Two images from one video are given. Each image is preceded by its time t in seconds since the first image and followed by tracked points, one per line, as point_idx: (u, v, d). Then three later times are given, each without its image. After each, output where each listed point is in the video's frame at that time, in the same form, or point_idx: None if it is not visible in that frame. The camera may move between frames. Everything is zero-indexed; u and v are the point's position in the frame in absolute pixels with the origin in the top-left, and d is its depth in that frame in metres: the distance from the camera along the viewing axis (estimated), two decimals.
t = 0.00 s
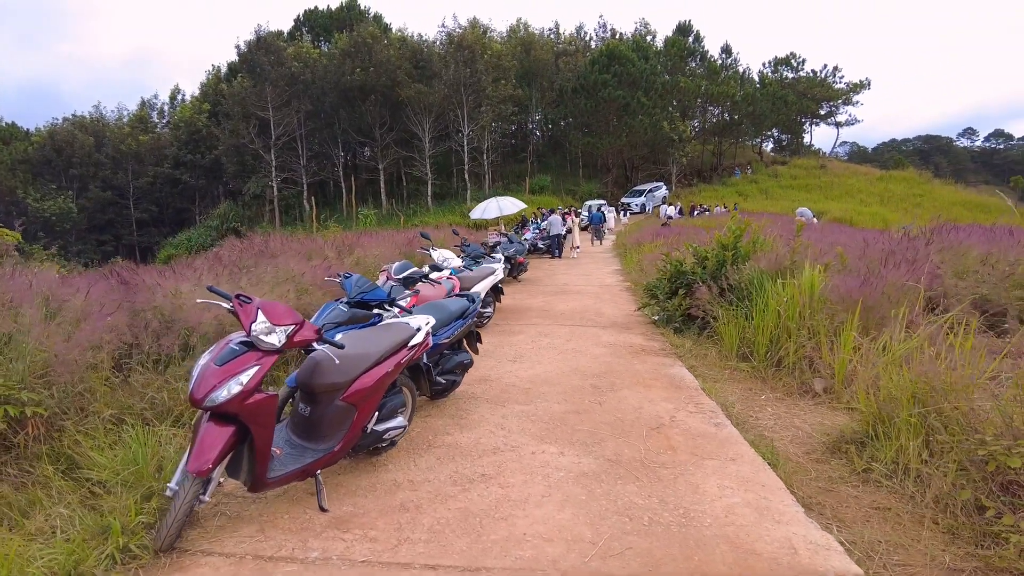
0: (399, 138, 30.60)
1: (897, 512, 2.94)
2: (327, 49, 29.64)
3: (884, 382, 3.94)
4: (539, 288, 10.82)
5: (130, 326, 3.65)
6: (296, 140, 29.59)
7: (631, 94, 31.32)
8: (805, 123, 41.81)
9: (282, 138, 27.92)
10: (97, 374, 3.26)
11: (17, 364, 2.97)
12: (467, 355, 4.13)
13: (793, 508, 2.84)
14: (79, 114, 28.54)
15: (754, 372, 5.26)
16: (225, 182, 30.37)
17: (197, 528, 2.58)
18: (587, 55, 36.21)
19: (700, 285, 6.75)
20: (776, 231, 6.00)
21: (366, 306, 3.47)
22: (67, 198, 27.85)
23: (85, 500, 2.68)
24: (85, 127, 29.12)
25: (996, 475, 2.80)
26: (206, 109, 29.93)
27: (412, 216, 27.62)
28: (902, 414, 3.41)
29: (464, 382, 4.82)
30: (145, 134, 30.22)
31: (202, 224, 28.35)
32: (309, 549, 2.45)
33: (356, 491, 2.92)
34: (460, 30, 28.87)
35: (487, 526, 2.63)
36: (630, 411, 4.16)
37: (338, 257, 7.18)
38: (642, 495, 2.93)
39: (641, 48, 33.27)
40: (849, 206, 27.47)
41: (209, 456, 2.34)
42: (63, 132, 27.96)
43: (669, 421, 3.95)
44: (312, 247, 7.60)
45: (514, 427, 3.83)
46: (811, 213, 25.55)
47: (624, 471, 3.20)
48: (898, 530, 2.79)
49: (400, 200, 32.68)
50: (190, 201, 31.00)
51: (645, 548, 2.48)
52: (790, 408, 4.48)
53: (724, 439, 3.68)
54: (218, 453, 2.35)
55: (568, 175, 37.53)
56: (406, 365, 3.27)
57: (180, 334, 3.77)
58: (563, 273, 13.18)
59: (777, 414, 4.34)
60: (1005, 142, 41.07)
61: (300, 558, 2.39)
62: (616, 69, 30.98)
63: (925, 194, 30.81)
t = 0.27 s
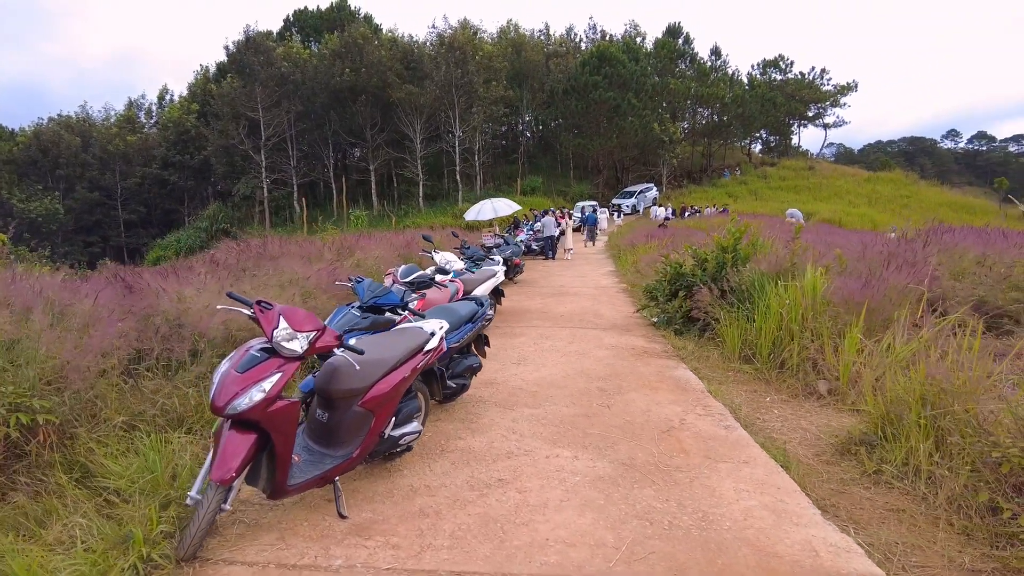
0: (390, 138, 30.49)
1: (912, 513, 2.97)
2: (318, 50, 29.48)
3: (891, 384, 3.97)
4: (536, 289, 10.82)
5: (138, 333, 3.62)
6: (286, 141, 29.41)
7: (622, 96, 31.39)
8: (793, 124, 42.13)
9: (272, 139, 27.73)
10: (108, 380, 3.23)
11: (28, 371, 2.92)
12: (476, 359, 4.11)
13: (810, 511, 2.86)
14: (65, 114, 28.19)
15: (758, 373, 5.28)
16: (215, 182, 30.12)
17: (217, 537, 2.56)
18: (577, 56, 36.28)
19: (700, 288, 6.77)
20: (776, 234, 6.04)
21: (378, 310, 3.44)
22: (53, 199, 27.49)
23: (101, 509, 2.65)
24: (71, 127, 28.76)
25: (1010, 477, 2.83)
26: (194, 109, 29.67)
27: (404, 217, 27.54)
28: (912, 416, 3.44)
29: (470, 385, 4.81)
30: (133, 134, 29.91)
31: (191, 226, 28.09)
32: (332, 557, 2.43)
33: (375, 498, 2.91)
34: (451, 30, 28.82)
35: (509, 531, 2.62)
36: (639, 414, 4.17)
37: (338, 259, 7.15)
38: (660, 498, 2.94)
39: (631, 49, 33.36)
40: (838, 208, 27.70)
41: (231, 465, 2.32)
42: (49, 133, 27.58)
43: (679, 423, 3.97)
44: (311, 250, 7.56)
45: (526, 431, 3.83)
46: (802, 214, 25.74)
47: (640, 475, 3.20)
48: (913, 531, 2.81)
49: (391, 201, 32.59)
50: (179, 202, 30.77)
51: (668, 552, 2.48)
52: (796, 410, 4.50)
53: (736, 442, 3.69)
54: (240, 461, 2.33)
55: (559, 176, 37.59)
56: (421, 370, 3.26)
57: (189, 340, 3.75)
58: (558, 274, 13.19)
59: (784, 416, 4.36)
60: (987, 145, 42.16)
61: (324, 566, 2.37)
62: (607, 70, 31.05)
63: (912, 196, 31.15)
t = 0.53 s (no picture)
0: (385, 138, 30.43)
1: (927, 511, 3.00)
2: (312, 50, 29.38)
3: (901, 382, 4.00)
4: (535, 290, 10.84)
5: (150, 334, 3.60)
6: (279, 141, 29.30)
7: (617, 97, 31.42)
8: (786, 125, 42.33)
9: (266, 140, 27.60)
10: (120, 384, 3.21)
11: (44, 372, 2.90)
12: (486, 359, 4.09)
13: (826, 509, 2.88)
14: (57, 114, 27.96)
15: (764, 373, 5.31)
16: (208, 183, 29.98)
17: (239, 539, 2.55)
18: (572, 57, 36.34)
19: (702, 288, 6.80)
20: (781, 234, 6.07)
21: (392, 311, 3.44)
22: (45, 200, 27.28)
23: (121, 511, 2.65)
24: (62, 128, 28.55)
25: None
26: (187, 110, 29.46)
27: (399, 218, 27.48)
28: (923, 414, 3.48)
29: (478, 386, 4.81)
30: (125, 135, 29.71)
31: (185, 226, 27.94)
32: (356, 558, 2.43)
33: (393, 499, 2.90)
34: (446, 31, 28.79)
35: (531, 531, 2.63)
36: (649, 414, 4.18)
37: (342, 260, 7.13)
38: (678, 498, 2.95)
39: (625, 50, 33.42)
40: (831, 208, 27.86)
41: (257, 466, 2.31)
42: (40, 133, 27.36)
43: (691, 423, 3.98)
44: (313, 251, 7.54)
45: (538, 431, 3.84)
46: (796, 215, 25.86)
47: (656, 475, 3.21)
48: (930, 529, 2.84)
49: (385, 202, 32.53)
50: (172, 202, 30.65)
51: (690, 551, 2.49)
52: (803, 409, 4.53)
53: (748, 441, 3.71)
54: (266, 463, 2.32)
55: (554, 177, 37.64)
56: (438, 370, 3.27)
57: (201, 341, 3.74)
58: (556, 275, 13.21)
59: (792, 416, 4.39)
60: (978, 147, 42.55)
61: (349, 568, 2.37)
62: (602, 71, 31.07)
63: (905, 196, 31.35)
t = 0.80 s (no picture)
0: (381, 140, 30.43)
1: (943, 507, 3.03)
2: (307, 52, 29.35)
3: (911, 381, 4.04)
4: (537, 291, 10.87)
5: (167, 335, 3.60)
6: (275, 143, 29.24)
7: (612, 99, 31.53)
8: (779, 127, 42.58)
9: (262, 141, 27.54)
10: (140, 384, 3.21)
11: (66, 372, 2.89)
12: (500, 358, 4.11)
13: (846, 506, 2.91)
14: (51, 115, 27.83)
15: (771, 373, 5.35)
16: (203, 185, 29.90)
17: (266, 539, 2.56)
18: (567, 59, 36.45)
19: (707, 288, 6.84)
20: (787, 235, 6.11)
21: (410, 311, 3.46)
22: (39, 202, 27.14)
23: (146, 511, 2.65)
24: (56, 129, 28.41)
25: None
26: (182, 111, 29.33)
27: (396, 220, 27.48)
28: (935, 411, 3.52)
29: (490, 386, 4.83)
30: (119, 136, 29.59)
31: (180, 228, 27.85)
32: (385, 556, 2.44)
33: (416, 498, 2.91)
34: (441, 33, 28.82)
35: (556, 528, 2.65)
36: (662, 413, 4.21)
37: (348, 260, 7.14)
38: (699, 495, 2.98)
39: (620, 53, 33.55)
40: (826, 210, 28.05)
41: (287, 465, 2.31)
42: (34, 134, 27.23)
43: (704, 422, 4.01)
44: (317, 252, 7.54)
45: (554, 430, 3.86)
46: (792, 216, 26.02)
47: (674, 473, 3.24)
48: (949, 524, 2.87)
49: (381, 203, 32.52)
50: (167, 204, 30.55)
51: (716, 547, 2.52)
52: (813, 408, 4.57)
53: (762, 439, 3.74)
54: (296, 463, 2.33)
55: (550, 178, 37.73)
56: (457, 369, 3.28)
57: (216, 341, 3.73)
58: (556, 276, 13.24)
59: (803, 414, 4.43)
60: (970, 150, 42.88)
61: (378, 566, 2.38)
62: (597, 74, 31.18)
63: (898, 198, 31.59)
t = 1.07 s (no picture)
0: (376, 142, 30.39)
1: (957, 504, 3.07)
2: (301, 54, 29.30)
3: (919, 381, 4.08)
4: (537, 292, 10.88)
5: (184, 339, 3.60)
6: (269, 145, 29.14)
7: (607, 100, 31.60)
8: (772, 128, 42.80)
9: (256, 143, 27.43)
10: (160, 388, 3.21)
11: (86, 376, 2.88)
12: (512, 360, 4.11)
13: (863, 504, 2.94)
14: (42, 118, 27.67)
15: (777, 373, 5.39)
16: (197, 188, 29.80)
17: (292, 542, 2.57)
18: (561, 61, 36.52)
19: (710, 289, 6.88)
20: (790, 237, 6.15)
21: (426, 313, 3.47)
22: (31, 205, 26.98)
23: (170, 516, 2.66)
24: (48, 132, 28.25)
25: None
26: (175, 113, 29.17)
27: (391, 222, 27.43)
28: (945, 410, 3.56)
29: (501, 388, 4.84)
30: (112, 139, 29.44)
31: (174, 231, 27.74)
32: (412, 558, 2.45)
33: (437, 501, 2.92)
34: (435, 34, 28.79)
35: (580, 529, 2.67)
36: (674, 413, 4.24)
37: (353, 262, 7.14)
38: (717, 495, 3.01)
39: (614, 55, 33.64)
40: (819, 210, 28.22)
41: (315, 469, 2.32)
42: (25, 137, 27.07)
43: (716, 422, 4.04)
44: (321, 254, 7.53)
45: (568, 431, 3.88)
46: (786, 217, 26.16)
47: (692, 473, 3.27)
48: (964, 522, 2.91)
49: (376, 206, 32.48)
50: (160, 207, 30.42)
51: (739, 546, 2.56)
52: (820, 408, 4.62)
53: (774, 439, 3.78)
54: (324, 466, 2.33)
55: (544, 180, 37.79)
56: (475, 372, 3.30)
57: (233, 346, 3.73)
58: (556, 277, 13.26)
59: (811, 414, 4.47)
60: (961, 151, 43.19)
61: (407, 568, 2.39)
62: (592, 75, 31.24)
63: (890, 198, 31.81)
